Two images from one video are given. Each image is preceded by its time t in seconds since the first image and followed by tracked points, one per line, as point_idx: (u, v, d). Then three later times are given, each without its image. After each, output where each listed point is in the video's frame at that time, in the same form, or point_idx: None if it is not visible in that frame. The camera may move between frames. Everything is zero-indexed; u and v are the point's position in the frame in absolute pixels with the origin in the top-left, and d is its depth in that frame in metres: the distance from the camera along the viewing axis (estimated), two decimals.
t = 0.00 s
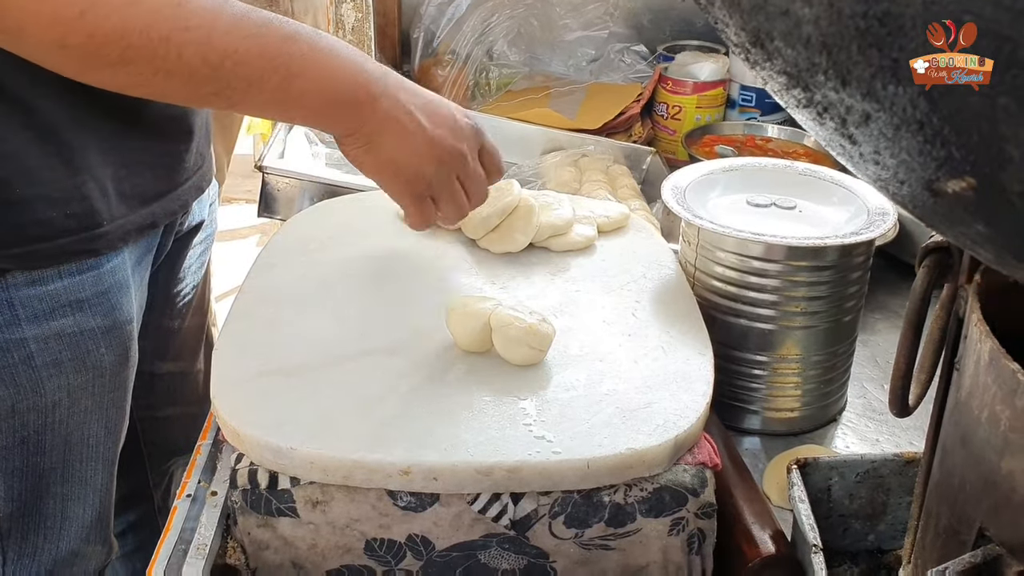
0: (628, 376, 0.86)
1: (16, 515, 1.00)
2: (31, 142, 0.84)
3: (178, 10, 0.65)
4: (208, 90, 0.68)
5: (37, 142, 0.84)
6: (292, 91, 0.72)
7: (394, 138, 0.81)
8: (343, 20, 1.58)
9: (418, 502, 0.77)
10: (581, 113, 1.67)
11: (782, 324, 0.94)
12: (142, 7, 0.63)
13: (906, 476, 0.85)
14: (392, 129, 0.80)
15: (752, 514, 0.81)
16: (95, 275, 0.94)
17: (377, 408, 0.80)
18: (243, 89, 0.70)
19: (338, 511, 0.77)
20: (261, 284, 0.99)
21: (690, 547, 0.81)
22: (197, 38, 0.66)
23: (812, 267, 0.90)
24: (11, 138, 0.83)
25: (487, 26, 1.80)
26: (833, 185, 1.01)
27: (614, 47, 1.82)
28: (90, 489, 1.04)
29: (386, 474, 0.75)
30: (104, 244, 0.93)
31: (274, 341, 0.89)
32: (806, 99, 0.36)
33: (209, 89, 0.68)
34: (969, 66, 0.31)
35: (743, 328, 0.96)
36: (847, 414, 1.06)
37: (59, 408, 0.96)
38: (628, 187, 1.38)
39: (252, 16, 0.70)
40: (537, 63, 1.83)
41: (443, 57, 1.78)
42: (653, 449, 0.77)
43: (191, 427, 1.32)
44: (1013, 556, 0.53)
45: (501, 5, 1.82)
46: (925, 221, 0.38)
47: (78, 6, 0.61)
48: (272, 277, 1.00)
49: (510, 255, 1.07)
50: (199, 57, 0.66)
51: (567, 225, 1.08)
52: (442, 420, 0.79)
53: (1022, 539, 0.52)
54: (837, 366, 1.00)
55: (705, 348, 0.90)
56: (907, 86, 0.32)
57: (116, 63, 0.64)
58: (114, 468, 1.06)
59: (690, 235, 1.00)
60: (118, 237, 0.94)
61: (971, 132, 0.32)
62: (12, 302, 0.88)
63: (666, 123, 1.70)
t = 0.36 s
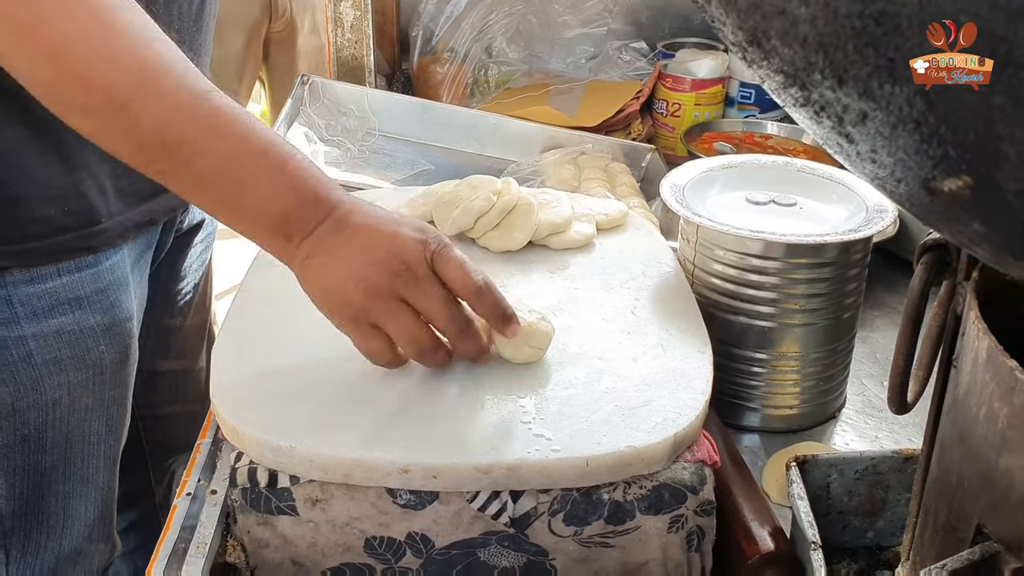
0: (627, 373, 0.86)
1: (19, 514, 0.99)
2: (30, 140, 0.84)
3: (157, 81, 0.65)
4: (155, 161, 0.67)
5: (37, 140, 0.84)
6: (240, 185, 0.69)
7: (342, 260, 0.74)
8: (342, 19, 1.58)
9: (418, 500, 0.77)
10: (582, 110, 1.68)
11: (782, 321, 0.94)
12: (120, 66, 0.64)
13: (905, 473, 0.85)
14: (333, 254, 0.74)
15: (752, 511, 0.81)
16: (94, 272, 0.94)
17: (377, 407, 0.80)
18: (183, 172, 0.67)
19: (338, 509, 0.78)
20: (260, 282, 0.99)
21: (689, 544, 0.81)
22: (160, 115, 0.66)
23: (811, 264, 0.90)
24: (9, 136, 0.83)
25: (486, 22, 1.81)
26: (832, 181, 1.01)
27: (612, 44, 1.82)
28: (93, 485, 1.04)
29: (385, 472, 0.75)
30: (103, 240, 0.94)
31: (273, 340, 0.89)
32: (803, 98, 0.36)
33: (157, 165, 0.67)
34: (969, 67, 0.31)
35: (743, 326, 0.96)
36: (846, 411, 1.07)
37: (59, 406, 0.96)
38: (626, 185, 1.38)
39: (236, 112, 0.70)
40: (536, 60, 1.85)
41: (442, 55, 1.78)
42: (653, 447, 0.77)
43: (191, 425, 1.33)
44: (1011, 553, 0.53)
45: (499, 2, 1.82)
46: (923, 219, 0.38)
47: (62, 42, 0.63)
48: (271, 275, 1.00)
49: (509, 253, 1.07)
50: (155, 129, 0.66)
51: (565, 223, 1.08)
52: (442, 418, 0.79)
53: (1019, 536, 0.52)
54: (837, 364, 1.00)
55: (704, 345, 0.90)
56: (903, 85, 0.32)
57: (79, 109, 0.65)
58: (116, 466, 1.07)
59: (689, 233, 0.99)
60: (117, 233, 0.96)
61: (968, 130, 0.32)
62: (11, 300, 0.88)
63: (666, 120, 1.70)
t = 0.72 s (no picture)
0: (627, 372, 0.86)
1: (18, 513, 0.99)
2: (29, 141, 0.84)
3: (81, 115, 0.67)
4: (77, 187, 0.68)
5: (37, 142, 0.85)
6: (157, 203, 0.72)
7: (252, 245, 0.79)
8: (339, 17, 1.56)
9: (417, 500, 0.77)
10: (581, 109, 1.67)
11: (781, 320, 0.94)
12: (44, 106, 0.65)
13: (905, 471, 0.85)
14: (238, 242, 0.78)
15: (752, 509, 0.81)
16: (94, 273, 0.95)
17: (377, 406, 0.80)
18: (104, 201, 0.69)
19: (338, 509, 0.78)
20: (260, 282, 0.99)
21: (689, 543, 0.81)
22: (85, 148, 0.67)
23: (810, 263, 0.90)
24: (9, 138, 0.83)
25: (485, 21, 1.81)
26: (831, 179, 1.01)
27: (612, 42, 1.82)
28: (91, 485, 1.04)
29: (385, 472, 0.75)
30: (102, 241, 0.95)
31: (273, 341, 0.89)
32: (801, 97, 0.36)
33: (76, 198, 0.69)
34: (969, 67, 0.31)
35: (742, 324, 0.96)
36: (846, 409, 1.07)
37: (60, 406, 0.96)
38: (626, 183, 1.38)
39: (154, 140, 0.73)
40: (535, 59, 1.85)
41: (440, 54, 1.78)
42: (652, 445, 0.77)
43: (192, 425, 1.33)
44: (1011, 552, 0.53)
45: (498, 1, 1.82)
46: (922, 218, 0.38)
47: None
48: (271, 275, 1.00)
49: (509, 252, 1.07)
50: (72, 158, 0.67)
51: (565, 222, 1.08)
52: (441, 417, 0.79)
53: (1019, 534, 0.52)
54: (836, 362, 1.00)
55: (703, 343, 0.90)
56: (901, 85, 0.32)
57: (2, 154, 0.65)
58: (115, 467, 1.06)
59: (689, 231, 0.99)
60: (117, 235, 0.97)
61: (967, 129, 0.32)
62: (12, 300, 0.89)
63: (665, 118, 1.70)
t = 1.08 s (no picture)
0: (628, 368, 0.86)
1: (16, 511, 1.00)
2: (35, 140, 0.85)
3: (112, 53, 0.71)
4: (109, 141, 0.74)
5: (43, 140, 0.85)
6: (147, 136, 0.74)
7: (245, 194, 0.82)
8: (339, 16, 1.57)
9: (419, 497, 0.77)
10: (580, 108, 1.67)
11: (782, 317, 0.94)
12: (110, 76, 0.71)
13: (905, 468, 0.85)
14: (253, 197, 0.83)
15: (752, 506, 0.82)
16: (93, 272, 0.95)
17: (378, 404, 0.80)
18: (89, 123, 0.72)
19: (340, 506, 0.78)
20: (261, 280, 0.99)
21: (690, 540, 0.81)
22: (91, 79, 0.71)
23: (810, 260, 0.90)
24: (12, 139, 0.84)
25: (485, 20, 1.81)
26: (832, 177, 1.02)
27: (611, 40, 1.82)
28: (89, 484, 1.04)
29: (386, 469, 0.76)
30: (104, 242, 0.95)
31: (275, 338, 0.89)
32: (803, 93, 0.36)
33: (106, 146, 0.74)
34: (969, 66, 0.30)
35: (743, 321, 0.96)
36: (846, 406, 1.07)
37: (58, 405, 0.96)
38: (626, 181, 1.38)
39: (165, 82, 0.75)
40: (535, 57, 1.85)
41: (440, 52, 1.79)
42: (653, 442, 0.77)
43: (193, 423, 1.33)
44: (1011, 547, 0.53)
45: None
46: (923, 214, 0.38)
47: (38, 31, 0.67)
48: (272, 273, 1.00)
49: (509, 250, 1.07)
50: (122, 113, 0.73)
51: (566, 219, 1.08)
52: (442, 413, 0.80)
53: (1020, 529, 0.52)
54: (836, 360, 1.00)
55: (704, 340, 0.90)
56: (903, 81, 0.33)
57: (53, 96, 0.70)
58: (114, 465, 1.06)
59: (689, 229, 0.99)
60: (118, 235, 0.97)
61: (968, 125, 0.32)
62: (11, 299, 0.89)
63: (664, 117, 1.70)
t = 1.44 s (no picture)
0: (627, 368, 0.86)
1: (27, 510, 1.00)
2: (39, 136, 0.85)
3: (102, 46, 0.69)
4: (107, 138, 0.72)
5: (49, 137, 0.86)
6: (142, 131, 0.72)
7: (248, 184, 0.80)
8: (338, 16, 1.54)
9: (418, 497, 0.77)
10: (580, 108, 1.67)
11: (781, 317, 0.94)
12: (104, 73, 0.69)
13: (905, 467, 0.85)
14: (258, 193, 0.81)
15: (751, 505, 0.81)
16: (108, 271, 0.94)
17: (377, 404, 0.80)
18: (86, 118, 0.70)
19: (339, 506, 0.78)
20: (260, 280, 0.99)
21: (689, 540, 0.81)
22: (81, 74, 0.68)
23: (810, 260, 0.90)
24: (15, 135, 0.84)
25: (483, 19, 1.81)
26: (831, 176, 1.02)
27: (610, 40, 1.82)
28: (100, 483, 1.04)
29: (385, 469, 0.75)
30: (118, 239, 0.95)
31: (274, 338, 0.89)
32: (801, 91, 0.36)
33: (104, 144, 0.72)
34: (968, 67, 0.31)
35: (742, 321, 0.96)
36: (846, 406, 1.07)
37: (72, 404, 0.96)
38: (625, 180, 1.38)
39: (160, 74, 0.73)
40: (533, 56, 1.85)
41: (439, 52, 1.79)
42: (653, 441, 0.77)
43: (192, 423, 1.32)
44: (1011, 546, 0.53)
45: None
46: (922, 212, 0.38)
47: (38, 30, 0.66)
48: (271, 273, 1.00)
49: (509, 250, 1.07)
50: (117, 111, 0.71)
51: (565, 219, 1.07)
52: (441, 413, 0.79)
53: (1020, 529, 0.52)
54: (836, 359, 1.00)
55: (703, 339, 0.90)
56: (902, 79, 0.32)
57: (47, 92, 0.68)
58: (123, 463, 1.06)
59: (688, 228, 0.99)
60: (131, 231, 0.96)
61: (968, 123, 0.32)
62: (28, 298, 0.88)
63: (663, 117, 1.70)
